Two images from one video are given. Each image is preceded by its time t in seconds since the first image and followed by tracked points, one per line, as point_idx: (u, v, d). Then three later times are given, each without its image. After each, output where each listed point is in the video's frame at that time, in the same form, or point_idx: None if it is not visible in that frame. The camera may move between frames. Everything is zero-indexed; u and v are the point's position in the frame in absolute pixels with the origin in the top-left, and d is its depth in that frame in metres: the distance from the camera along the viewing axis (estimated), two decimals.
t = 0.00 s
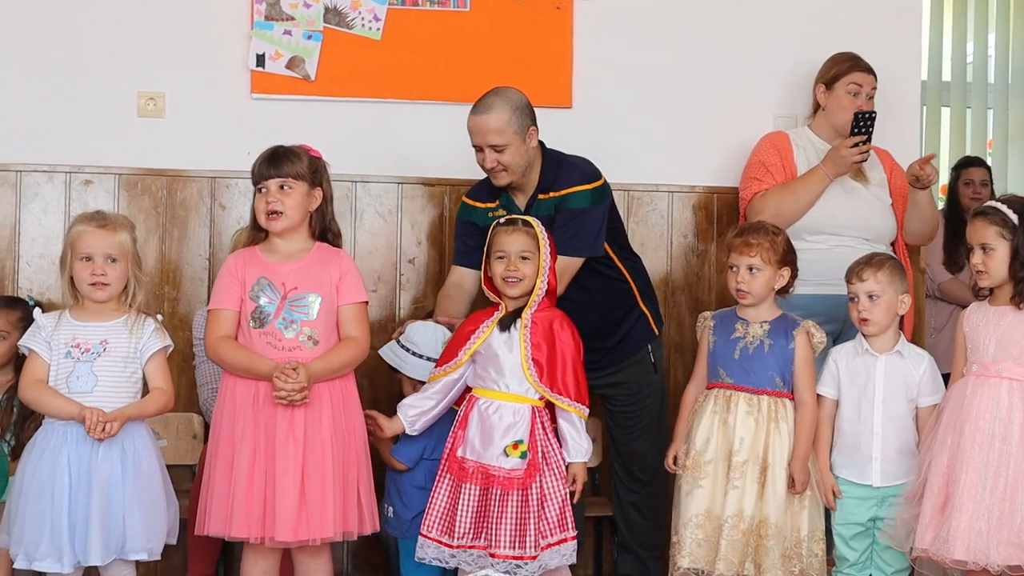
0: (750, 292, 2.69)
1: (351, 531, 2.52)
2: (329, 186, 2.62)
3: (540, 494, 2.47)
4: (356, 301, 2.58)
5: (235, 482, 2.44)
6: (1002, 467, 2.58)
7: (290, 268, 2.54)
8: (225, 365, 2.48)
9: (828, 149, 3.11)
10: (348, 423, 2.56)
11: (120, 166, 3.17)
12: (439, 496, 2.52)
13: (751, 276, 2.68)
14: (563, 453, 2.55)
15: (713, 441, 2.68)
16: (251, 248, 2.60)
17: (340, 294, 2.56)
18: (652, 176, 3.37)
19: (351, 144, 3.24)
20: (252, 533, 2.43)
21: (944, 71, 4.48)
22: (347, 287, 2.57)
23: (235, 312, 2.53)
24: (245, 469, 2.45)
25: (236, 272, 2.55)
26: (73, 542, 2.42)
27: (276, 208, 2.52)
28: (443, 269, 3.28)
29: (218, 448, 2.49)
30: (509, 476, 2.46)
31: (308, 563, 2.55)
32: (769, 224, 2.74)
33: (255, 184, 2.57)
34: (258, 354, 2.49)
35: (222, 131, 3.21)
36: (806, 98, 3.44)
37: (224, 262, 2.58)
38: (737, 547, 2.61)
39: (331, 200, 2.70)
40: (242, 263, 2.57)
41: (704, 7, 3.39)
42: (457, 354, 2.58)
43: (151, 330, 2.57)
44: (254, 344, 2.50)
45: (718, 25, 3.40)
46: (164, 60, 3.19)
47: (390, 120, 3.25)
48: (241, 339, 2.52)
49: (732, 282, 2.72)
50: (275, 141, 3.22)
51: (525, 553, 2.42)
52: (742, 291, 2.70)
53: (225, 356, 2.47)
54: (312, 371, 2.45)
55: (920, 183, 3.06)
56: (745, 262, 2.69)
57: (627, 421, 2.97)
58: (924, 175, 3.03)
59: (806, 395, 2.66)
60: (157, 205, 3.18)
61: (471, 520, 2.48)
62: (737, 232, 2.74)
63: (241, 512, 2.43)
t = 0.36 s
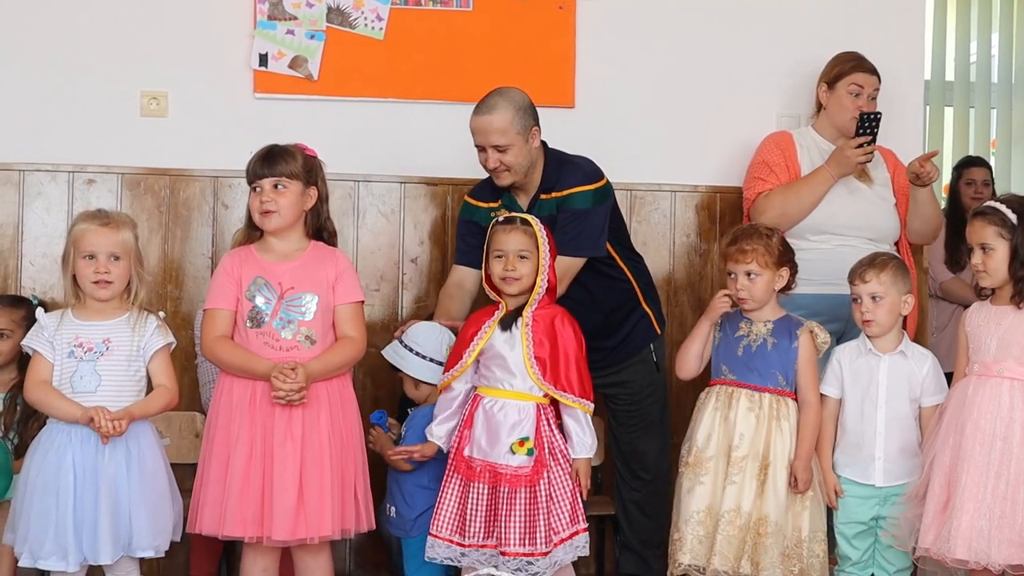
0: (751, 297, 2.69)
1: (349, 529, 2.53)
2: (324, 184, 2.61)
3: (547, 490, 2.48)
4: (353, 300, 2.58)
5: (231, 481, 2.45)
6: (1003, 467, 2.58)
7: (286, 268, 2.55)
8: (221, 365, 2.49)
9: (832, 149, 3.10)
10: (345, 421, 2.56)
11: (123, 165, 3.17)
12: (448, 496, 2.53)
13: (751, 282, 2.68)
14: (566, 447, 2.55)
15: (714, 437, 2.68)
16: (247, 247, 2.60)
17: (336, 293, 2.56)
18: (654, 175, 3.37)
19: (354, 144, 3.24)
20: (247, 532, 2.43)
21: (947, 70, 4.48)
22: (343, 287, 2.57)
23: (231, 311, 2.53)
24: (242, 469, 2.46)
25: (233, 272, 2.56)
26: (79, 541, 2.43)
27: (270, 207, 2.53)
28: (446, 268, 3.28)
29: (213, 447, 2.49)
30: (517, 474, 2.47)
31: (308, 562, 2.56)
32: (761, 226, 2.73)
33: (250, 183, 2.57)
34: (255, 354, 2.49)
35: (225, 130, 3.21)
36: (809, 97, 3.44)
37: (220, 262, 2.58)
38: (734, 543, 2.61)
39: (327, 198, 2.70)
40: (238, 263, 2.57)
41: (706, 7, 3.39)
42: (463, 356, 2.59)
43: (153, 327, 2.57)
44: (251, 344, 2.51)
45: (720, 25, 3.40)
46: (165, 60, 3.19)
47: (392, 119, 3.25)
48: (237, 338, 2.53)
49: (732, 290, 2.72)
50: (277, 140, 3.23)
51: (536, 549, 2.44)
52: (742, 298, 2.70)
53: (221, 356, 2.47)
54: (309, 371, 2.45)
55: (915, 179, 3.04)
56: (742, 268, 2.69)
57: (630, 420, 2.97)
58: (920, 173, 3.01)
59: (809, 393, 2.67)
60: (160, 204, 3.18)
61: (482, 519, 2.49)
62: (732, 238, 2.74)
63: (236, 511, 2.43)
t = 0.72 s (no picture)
0: (754, 301, 2.69)
1: (360, 528, 2.54)
2: (336, 184, 2.61)
3: (555, 488, 2.50)
4: (365, 299, 2.58)
5: (245, 481, 2.45)
6: (1005, 467, 2.61)
7: (299, 267, 2.55)
8: (235, 365, 2.49)
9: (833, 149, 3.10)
10: (357, 421, 2.57)
11: (125, 165, 3.17)
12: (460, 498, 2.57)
13: (753, 286, 2.68)
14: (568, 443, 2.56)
15: (713, 435, 2.69)
16: (259, 247, 2.60)
17: (348, 292, 2.57)
18: (656, 175, 3.37)
19: (355, 143, 3.24)
20: (261, 532, 2.43)
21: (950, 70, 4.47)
22: (355, 286, 2.57)
23: (244, 311, 2.53)
24: (255, 469, 2.46)
25: (245, 272, 2.56)
26: (80, 540, 2.43)
27: (283, 207, 2.53)
28: (448, 268, 3.28)
29: (227, 447, 2.50)
30: (524, 472, 2.48)
31: (314, 562, 2.56)
32: (761, 229, 2.73)
33: (262, 182, 2.57)
34: (268, 355, 2.49)
35: (226, 130, 3.21)
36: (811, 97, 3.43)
37: (233, 262, 2.58)
38: (728, 540, 2.62)
39: (339, 198, 2.70)
40: (251, 263, 2.57)
41: (707, 6, 3.39)
42: (467, 356, 2.59)
43: (155, 327, 2.57)
44: (264, 344, 2.51)
45: (722, 24, 3.40)
46: (167, 59, 3.19)
47: (393, 119, 3.25)
48: (251, 339, 2.53)
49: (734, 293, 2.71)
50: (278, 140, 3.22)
51: (542, 546, 2.45)
52: (747, 302, 2.70)
53: (235, 356, 2.47)
54: (323, 371, 2.46)
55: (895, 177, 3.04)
56: (744, 272, 2.69)
57: (634, 420, 2.96)
58: (899, 174, 3.01)
59: (811, 396, 2.66)
60: (162, 204, 3.18)
61: (491, 520, 2.51)
62: (732, 242, 2.75)
63: (250, 511, 2.43)
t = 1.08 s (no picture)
0: (755, 291, 2.69)
1: (378, 530, 2.53)
2: (352, 184, 2.61)
3: (563, 485, 2.57)
4: (380, 301, 2.59)
5: (258, 483, 2.46)
6: (991, 462, 2.60)
7: (315, 268, 2.55)
8: (250, 367, 2.49)
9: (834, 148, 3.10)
10: (373, 422, 2.57)
11: (125, 164, 3.17)
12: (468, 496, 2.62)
13: (755, 274, 2.68)
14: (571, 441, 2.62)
15: (713, 438, 2.68)
16: (275, 249, 2.60)
17: (363, 294, 2.57)
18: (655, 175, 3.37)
19: (356, 143, 3.24)
20: (276, 532, 2.44)
21: (949, 68, 4.47)
22: (370, 287, 2.58)
23: (260, 313, 2.53)
24: (269, 471, 2.47)
25: (261, 273, 2.56)
26: (78, 540, 2.42)
27: (299, 207, 2.52)
28: (448, 267, 3.27)
29: (242, 449, 2.51)
30: (534, 470, 2.53)
31: (321, 564, 2.57)
32: (772, 223, 2.74)
33: (278, 183, 2.57)
34: (284, 357, 2.49)
35: (226, 129, 3.21)
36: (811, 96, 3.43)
37: (249, 264, 2.59)
38: (732, 544, 2.61)
39: (355, 199, 2.71)
40: (267, 264, 2.57)
41: (706, 6, 3.39)
42: (468, 345, 2.65)
43: (153, 327, 2.57)
44: (280, 346, 2.51)
45: (722, 24, 3.40)
46: (165, 59, 3.19)
47: (392, 119, 3.25)
48: (267, 340, 2.53)
49: (737, 282, 2.72)
50: (277, 139, 3.22)
51: (554, 542, 2.50)
52: (747, 290, 2.70)
53: (251, 358, 2.48)
54: (338, 375, 2.46)
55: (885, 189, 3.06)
56: (748, 259, 2.69)
57: (642, 419, 2.96)
58: (890, 187, 3.03)
59: (811, 394, 2.66)
60: (161, 203, 3.17)
61: (501, 518, 2.55)
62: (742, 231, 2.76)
63: (264, 512, 2.44)
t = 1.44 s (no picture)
0: (749, 287, 2.68)
1: (370, 527, 2.52)
2: (346, 183, 2.59)
3: (569, 484, 2.58)
4: (374, 298, 2.57)
5: (249, 482, 2.45)
6: (984, 461, 2.62)
7: (308, 266, 2.54)
8: (242, 365, 2.49)
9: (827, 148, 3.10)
10: (365, 421, 2.56)
11: (118, 163, 3.16)
12: (473, 500, 2.61)
13: (750, 269, 2.67)
14: (577, 441, 2.64)
15: (711, 440, 2.67)
16: (269, 246, 2.60)
17: (357, 291, 2.56)
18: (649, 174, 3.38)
19: (349, 142, 3.24)
20: (267, 531, 2.43)
21: (942, 68, 4.48)
22: (364, 285, 2.56)
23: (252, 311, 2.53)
24: (260, 469, 2.46)
25: (254, 271, 2.55)
26: (67, 539, 2.42)
27: (292, 205, 2.51)
28: (441, 266, 3.27)
29: (233, 447, 2.50)
30: (540, 470, 2.54)
31: (313, 562, 2.56)
32: (768, 221, 2.73)
33: (272, 180, 2.56)
34: (275, 355, 2.48)
35: (220, 128, 3.21)
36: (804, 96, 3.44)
37: (242, 261, 2.58)
38: (731, 546, 2.61)
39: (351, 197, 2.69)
40: (260, 262, 2.57)
41: (701, 6, 3.39)
42: (467, 347, 2.65)
43: (144, 326, 2.56)
44: (271, 344, 2.51)
45: (716, 23, 3.40)
46: (166, 59, 3.19)
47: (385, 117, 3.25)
48: (258, 338, 2.52)
49: (731, 277, 2.70)
50: (270, 138, 3.22)
51: (565, 540, 2.52)
52: (741, 286, 2.69)
53: (242, 356, 2.47)
54: (328, 375, 2.44)
55: (875, 190, 3.07)
56: (744, 256, 2.67)
57: (654, 417, 2.96)
58: (880, 188, 3.05)
59: (803, 394, 2.66)
60: (154, 202, 3.17)
61: (507, 519, 2.56)
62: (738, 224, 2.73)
63: (255, 511, 2.43)
